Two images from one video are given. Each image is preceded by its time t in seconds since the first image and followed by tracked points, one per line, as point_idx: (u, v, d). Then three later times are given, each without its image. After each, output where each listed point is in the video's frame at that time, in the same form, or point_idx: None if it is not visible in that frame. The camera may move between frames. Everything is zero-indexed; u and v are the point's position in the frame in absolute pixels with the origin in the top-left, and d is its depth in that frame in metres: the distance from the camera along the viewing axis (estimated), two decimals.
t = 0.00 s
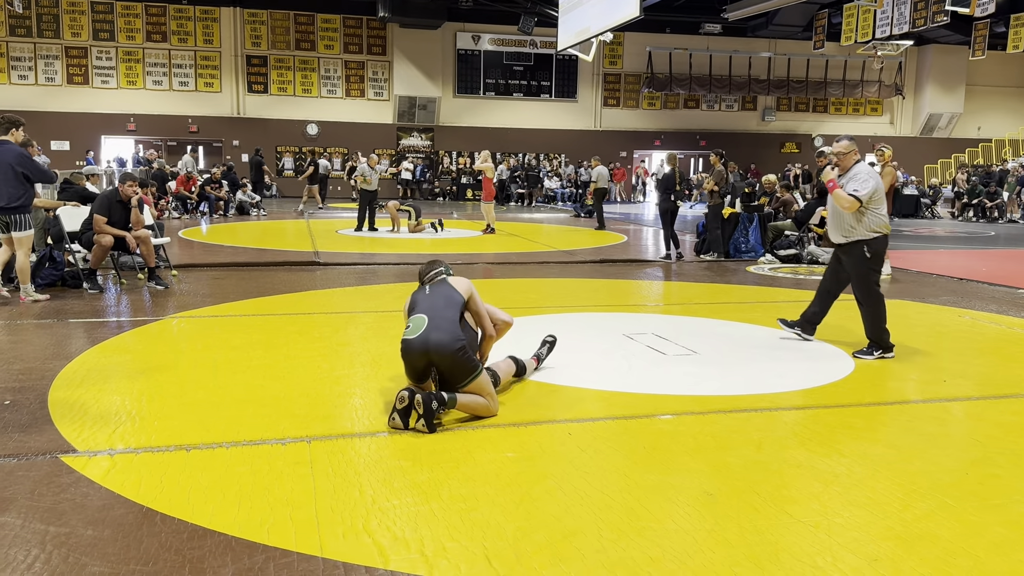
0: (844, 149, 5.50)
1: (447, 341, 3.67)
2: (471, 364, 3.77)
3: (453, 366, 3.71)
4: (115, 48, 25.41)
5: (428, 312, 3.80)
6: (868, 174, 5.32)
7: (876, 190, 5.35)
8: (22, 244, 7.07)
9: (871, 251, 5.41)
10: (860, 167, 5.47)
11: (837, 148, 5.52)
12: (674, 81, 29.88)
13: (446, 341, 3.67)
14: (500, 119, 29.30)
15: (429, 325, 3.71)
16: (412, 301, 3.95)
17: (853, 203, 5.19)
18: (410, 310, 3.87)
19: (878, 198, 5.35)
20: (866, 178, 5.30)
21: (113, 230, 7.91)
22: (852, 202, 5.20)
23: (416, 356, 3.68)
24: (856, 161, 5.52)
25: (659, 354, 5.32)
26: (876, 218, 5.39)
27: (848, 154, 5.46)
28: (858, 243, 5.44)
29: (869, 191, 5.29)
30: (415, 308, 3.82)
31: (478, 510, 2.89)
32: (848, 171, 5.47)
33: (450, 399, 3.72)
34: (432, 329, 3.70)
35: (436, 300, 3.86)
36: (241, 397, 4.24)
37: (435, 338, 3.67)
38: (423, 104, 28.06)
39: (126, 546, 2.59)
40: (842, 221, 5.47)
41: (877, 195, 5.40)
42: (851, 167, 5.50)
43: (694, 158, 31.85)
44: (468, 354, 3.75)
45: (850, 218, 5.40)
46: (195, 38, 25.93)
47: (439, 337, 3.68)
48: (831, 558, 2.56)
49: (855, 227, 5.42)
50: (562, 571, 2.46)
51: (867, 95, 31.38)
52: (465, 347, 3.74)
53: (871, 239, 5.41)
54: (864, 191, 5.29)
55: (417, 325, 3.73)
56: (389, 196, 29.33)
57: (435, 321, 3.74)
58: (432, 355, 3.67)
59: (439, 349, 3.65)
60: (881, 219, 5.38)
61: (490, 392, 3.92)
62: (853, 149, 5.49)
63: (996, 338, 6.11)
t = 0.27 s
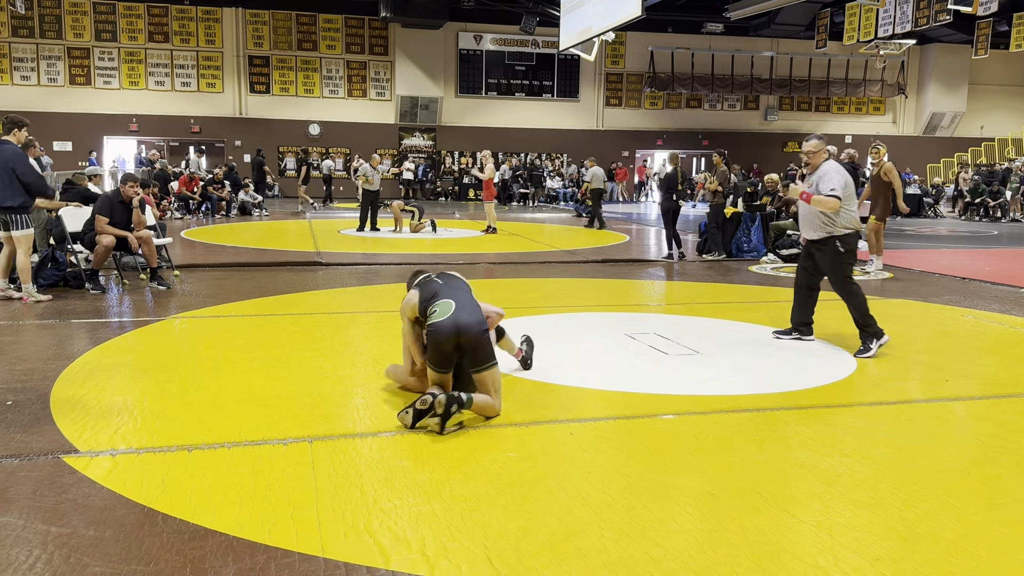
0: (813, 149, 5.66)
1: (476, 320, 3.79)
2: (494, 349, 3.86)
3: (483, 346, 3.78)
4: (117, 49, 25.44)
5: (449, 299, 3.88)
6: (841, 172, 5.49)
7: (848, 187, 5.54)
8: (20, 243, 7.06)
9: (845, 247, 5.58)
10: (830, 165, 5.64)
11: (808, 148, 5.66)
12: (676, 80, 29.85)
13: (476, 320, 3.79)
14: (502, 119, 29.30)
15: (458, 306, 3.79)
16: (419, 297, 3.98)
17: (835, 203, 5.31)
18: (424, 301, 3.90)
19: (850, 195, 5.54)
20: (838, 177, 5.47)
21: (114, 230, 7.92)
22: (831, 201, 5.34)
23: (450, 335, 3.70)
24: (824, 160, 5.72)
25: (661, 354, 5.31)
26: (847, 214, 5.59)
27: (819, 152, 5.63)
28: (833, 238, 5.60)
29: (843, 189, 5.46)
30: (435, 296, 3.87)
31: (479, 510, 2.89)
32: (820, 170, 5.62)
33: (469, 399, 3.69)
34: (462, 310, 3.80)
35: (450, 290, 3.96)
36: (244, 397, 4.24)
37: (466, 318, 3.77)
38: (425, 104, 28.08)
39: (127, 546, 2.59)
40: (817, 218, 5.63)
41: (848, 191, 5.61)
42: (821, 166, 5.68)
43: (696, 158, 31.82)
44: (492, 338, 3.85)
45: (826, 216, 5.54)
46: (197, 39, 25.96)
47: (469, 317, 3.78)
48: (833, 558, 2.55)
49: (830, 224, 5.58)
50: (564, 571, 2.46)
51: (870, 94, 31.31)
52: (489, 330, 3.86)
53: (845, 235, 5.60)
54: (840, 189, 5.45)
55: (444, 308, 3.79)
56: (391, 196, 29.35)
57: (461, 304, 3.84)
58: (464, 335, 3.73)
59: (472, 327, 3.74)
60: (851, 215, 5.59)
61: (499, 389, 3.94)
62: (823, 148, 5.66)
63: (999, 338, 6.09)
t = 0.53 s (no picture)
0: (787, 146, 5.83)
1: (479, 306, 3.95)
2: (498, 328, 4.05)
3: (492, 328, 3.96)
4: (119, 50, 25.48)
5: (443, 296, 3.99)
6: (813, 168, 5.68)
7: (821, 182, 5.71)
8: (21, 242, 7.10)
9: (809, 241, 5.79)
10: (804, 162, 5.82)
11: (782, 146, 5.84)
12: (678, 80, 29.83)
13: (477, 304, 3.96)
14: (503, 119, 29.31)
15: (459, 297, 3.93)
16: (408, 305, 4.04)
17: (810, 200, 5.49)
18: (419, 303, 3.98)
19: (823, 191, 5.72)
20: (810, 173, 5.65)
21: (116, 232, 7.93)
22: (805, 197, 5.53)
23: (466, 324, 3.83)
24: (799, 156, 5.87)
25: (663, 354, 5.31)
26: (822, 208, 5.77)
27: (793, 149, 5.79)
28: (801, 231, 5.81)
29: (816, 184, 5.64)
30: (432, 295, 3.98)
31: (481, 510, 2.89)
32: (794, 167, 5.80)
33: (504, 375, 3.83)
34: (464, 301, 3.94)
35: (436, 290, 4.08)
36: (245, 397, 4.25)
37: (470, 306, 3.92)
38: (427, 105, 28.13)
39: (129, 547, 2.60)
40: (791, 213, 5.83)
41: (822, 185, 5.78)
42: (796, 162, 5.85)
43: (698, 157, 31.79)
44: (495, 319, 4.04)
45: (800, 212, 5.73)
46: (199, 40, 26.00)
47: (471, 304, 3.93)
48: (835, 558, 2.55)
49: (805, 219, 5.77)
50: (565, 571, 2.46)
51: (872, 94, 31.25)
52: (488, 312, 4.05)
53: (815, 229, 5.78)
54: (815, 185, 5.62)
55: (448, 301, 3.90)
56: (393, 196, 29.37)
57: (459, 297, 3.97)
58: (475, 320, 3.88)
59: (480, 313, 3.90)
60: (825, 209, 5.77)
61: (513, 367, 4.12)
62: (797, 145, 5.83)
63: (1000, 337, 6.08)
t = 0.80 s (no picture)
0: (760, 151, 5.87)
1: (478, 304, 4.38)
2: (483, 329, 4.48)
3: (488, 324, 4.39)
4: (121, 52, 25.53)
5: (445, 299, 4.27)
6: (784, 172, 5.70)
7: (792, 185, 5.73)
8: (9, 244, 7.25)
9: (776, 247, 5.83)
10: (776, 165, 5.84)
11: (754, 151, 5.87)
12: (680, 80, 29.82)
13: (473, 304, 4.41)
14: (505, 120, 29.33)
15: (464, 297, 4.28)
16: (413, 310, 4.17)
17: (781, 202, 5.50)
18: (428, 308, 4.17)
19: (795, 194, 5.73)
20: (780, 177, 5.68)
21: (118, 234, 7.95)
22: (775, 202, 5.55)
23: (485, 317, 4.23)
24: (771, 161, 5.92)
25: (664, 355, 5.31)
26: (793, 212, 5.78)
27: (765, 154, 5.82)
28: (770, 236, 5.87)
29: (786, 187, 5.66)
30: (442, 301, 4.20)
31: (483, 510, 2.90)
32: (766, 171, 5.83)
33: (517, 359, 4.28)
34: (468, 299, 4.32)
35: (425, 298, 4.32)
36: (247, 398, 4.27)
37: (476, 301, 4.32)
38: (429, 105, 28.18)
39: (133, 548, 2.61)
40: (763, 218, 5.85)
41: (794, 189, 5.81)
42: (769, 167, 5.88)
43: (700, 157, 31.76)
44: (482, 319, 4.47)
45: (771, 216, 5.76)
46: (202, 41, 26.05)
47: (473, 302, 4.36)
48: (837, 559, 2.55)
49: (775, 224, 5.81)
50: (568, 572, 2.47)
51: (874, 93, 31.22)
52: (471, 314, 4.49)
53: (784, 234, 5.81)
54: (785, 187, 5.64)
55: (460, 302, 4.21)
56: (395, 197, 29.40)
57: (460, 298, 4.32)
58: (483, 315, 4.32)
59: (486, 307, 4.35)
60: (797, 213, 5.77)
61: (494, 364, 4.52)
62: (769, 149, 5.86)
63: (1003, 337, 6.08)
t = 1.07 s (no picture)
0: (728, 153, 5.89)
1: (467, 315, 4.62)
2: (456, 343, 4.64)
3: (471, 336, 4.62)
4: (124, 54, 25.60)
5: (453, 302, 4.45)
6: (749, 175, 5.70)
7: (757, 188, 5.73)
8: (9, 247, 7.33)
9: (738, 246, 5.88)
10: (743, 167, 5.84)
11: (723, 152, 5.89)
12: (682, 81, 29.82)
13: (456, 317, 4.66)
14: (507, 121, 29.35)
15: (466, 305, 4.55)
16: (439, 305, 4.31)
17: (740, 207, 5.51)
18: (450, 306, 4.37)
19: (759, 198, 5.74)
20: (743, 180, 5.69)
21: (121, 235, 7.96)
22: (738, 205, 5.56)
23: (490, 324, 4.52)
24: (739, 163, 5.93)
25: (668, 355, 5.31)
26: (758, 215, 5.77)
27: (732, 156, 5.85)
28: (734, 237, 5.89)
29: (749, 191, 5.67)
30: (459, 303, 4.43)
31: (486, 511, 2.90)
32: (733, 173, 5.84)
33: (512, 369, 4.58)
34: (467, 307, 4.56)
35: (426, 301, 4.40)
36: (250, 399, 4.28)
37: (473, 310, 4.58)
38: (431, 107, 28.15)
39: (137, 549, 2.61)
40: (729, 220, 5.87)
41: (759, 192, 5.80)
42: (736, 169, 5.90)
43: (703, 158, 31.75)
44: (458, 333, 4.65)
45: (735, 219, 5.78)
46: (204, 43, 26.10)
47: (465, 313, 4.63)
48: (840, 559, 2.55)
49: (740, 226, 5.81)
50: (571, 572, 2.47)
51: (876, 93, 31.19)
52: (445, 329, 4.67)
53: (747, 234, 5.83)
54: (747, 191, 5.66)
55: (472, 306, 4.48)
56: (397, 198, 29.44)
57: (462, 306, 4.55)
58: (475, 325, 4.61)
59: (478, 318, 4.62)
60: (762, 216, 5.77)
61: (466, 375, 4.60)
62: (736, 152, 5.88)
63: (1006, 336, 6.07)
